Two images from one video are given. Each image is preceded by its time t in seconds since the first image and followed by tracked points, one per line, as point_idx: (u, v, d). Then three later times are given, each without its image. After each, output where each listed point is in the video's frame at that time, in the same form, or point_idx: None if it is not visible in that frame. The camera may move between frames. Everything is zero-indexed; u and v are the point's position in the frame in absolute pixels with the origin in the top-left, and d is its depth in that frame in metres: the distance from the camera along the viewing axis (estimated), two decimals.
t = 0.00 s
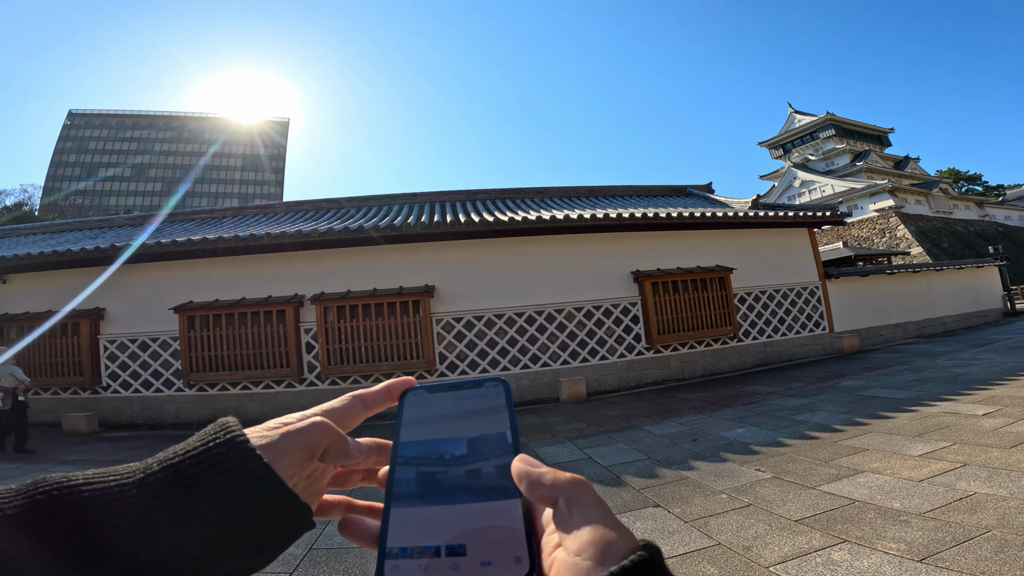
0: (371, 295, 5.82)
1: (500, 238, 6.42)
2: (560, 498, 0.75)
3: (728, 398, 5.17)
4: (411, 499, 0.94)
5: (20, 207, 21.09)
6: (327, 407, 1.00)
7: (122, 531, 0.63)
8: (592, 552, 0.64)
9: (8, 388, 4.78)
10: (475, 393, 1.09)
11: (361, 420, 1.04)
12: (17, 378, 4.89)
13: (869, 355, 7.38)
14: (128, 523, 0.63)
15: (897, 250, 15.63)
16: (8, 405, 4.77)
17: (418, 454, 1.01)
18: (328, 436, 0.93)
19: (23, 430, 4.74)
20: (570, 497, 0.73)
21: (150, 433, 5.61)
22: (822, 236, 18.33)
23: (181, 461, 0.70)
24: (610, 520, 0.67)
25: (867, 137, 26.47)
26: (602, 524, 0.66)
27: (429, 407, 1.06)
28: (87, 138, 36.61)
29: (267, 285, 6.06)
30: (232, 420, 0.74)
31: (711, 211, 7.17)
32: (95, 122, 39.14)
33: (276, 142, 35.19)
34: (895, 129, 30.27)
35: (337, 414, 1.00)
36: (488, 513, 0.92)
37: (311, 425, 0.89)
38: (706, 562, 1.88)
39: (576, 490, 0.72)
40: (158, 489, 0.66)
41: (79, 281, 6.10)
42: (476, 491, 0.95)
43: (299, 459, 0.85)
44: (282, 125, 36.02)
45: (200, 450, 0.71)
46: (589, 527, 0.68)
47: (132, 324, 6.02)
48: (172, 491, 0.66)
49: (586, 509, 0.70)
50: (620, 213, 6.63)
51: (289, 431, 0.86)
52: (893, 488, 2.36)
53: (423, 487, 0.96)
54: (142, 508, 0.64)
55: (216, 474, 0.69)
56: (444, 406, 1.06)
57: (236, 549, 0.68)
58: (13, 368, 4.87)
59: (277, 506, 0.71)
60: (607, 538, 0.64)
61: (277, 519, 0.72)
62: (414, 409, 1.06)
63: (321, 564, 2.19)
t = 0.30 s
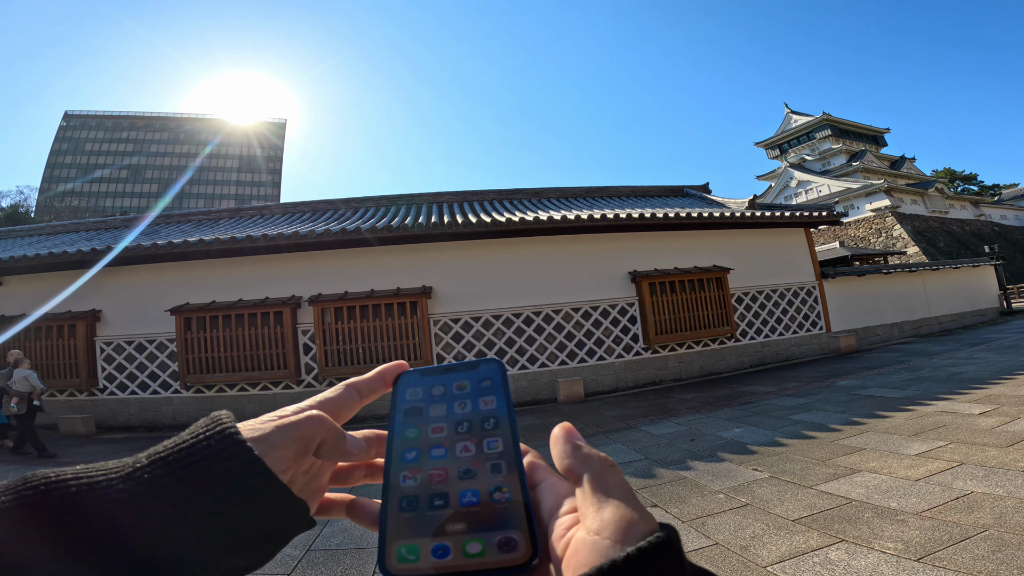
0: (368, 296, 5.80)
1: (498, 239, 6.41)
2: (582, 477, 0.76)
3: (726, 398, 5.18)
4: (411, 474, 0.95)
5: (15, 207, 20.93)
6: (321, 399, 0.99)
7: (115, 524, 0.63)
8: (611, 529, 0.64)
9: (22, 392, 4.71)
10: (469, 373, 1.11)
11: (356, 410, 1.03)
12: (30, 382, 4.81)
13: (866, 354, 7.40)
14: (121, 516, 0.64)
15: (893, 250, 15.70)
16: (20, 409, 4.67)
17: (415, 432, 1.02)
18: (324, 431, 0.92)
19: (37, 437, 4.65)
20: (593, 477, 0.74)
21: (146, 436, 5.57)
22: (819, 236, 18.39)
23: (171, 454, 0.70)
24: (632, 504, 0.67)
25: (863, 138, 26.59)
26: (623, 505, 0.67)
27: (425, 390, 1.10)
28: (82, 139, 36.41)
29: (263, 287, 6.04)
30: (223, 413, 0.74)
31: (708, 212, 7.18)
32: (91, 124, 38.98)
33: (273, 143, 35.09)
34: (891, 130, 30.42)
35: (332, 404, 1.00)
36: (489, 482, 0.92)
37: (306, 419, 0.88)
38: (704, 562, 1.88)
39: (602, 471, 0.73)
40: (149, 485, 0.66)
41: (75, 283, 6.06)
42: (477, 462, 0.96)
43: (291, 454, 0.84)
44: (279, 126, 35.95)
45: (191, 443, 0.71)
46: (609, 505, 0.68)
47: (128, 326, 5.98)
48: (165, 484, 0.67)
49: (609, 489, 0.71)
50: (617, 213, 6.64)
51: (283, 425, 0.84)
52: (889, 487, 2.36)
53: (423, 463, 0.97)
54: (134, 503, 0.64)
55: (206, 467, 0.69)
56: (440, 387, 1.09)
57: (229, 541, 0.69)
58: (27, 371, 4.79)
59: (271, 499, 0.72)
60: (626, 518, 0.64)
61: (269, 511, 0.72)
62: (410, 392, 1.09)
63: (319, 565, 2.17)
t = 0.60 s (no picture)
0: (367, 296, 5.79)
1: (497, 239, 6.41)
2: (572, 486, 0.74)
3: (725, 397, 5.17)
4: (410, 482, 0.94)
5: (15, 208, 20.97)
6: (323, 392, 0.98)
7: (150, 518, 0.62)
8: (600, 540, 0.62)
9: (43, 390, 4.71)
10: (471, 380, 1.11)
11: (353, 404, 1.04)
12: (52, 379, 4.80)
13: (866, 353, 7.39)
14: (156, 509, 0.62)
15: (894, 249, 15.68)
16: (40, 407, 4.67)
17: (415, 440, 1.01)
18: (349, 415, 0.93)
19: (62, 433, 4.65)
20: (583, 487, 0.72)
21: (146, 436, 5.58)
22: (819, 235, 18.38)
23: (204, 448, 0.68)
24: (623, 515, 0.65)
25: (863, 137, 26.56)
26: (614, 515, 0.65)
27: (426, 397, 1.09)
28: (82, 139, 36.42)
29: (262, 287, 6.04)
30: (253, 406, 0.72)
31: (707, 211, 7.18)
32: (91, 123, 38.99)
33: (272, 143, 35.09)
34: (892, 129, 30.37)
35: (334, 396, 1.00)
36: (486, 490, 0.91)
37: (331, 405, 0.89)
38: (702, 561, 1.88)
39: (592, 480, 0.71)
40: (178, 478, 0.65)
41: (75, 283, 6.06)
42: (475, 470, 0.95)
43: (319, 439, 0.86)
44: (278, 126, 35.97)
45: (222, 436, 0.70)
46: (600, 515, 0.66)
47: (127, 326, 5.98)
48: (191, 478, 0.64)
49: (599, 499, 0.69)
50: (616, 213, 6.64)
51: (307, 413, 0.86)
52: (888, 487, 2.36)
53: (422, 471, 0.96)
54: (161, 496, 0.63)
55: (232, 461, 0.66)
56: (441, 393, 1.09)
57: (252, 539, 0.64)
58: (49, 369, 4.76)
59: (296, 492, 0.67)
60: (616, 529, 0.62)
61: (301, 504, 0.68)
62: (412, 398, 1.08)
63: (319, 565, 2.17)
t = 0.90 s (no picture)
0: (369, 295, 5.80)
1: (498, 238, 6.41)
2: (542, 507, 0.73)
3: (727, 396, 5.17)
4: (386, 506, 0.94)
5: (18, 208, 21.04)
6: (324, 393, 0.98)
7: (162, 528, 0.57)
8: (569, 561, 0.62)
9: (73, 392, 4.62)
10: (449, 403, 1.10)
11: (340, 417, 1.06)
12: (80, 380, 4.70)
13: (868, 352, 7.38)
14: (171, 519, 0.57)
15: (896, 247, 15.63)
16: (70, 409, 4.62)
17: (391, 463, 1.00)
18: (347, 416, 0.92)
19: (95, 432, 4.67)
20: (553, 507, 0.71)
21: (149, 435, 5.61)
22: (821, 234, 18.34)
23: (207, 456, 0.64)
24: (593, 534, 0.64)
25: (864, 135, 26.50)
26: (584, 537, 0.63)
27: (404, 419, 1.08)
28: (85, 140, 36.51)
29: (265, 287, 6.05)
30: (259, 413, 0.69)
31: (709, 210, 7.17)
32: (92, 124, 39.03)
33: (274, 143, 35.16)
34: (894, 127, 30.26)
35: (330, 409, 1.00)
36: (461, 514, 0.91)
37: (331, 404, 0.89)
38: (704, 560, 1.88)
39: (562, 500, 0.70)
40: (181, 488, 0.60)
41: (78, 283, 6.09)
42: (451, 493, 0.95)
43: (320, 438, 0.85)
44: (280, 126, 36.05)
45: (227, 444, 0.66)
46: (570, 536, 0.65)
47: (130, 326, 6.00)
48: (195, 488, 0.60)
49: (568, 519, 0.68)
50: (618, 212, 6.63)
51: (307, 413, 0.84)
52: (890, 486, 2.36)
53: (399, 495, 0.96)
54: (162, 508, 0.57)
55: (241, 470, 0.62)
56: (418, 417, 1.08)
57: (259, 548, 0.61)
58: (77, 370, 4.65)
59: (311, 496, 0.66)
60: (585, 550, 0.61)
61: (316, 505, 0.66)
62: (390, 422, 1.07)
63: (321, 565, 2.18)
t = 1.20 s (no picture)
0: (372, 295, 5.82)
1: (500, 238, 6.42)
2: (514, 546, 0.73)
3: (731, 396, 5.16)
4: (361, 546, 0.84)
5: (21, 208, 21.18)
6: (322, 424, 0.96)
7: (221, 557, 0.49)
8: None
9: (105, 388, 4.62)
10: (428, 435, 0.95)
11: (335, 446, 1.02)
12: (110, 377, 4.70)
13: (872, 351, 7.35)
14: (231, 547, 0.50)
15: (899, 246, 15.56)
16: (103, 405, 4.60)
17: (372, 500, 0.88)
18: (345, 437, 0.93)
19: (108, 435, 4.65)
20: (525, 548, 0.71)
21: (154, 435, 5.64)
22: (824, 232, 18.27)
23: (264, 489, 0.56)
24: None
25: (867, 133, 26.42)
26: None
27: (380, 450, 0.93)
28: (89, 140, 36.76)
29: (268, 287, 6.07)
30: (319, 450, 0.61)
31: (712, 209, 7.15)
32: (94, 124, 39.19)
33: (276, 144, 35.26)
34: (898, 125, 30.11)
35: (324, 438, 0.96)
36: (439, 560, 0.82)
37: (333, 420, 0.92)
38: (709, 560, 1.89)
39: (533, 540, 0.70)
40: (236, 516, 0.52)
41: (81, 284, 6.13)
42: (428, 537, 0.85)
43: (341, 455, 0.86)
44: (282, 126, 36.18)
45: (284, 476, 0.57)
46: None
47: (134, 326, 6.04)
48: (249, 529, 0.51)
49: (534, 561, 0.67)
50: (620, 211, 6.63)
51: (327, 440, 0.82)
52: (896, 485, 2.35)
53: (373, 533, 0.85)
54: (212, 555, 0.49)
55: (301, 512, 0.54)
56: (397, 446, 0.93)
57: None
58: (108, 366, 4.67)
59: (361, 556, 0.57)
60: None
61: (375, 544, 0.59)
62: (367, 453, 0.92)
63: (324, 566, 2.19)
